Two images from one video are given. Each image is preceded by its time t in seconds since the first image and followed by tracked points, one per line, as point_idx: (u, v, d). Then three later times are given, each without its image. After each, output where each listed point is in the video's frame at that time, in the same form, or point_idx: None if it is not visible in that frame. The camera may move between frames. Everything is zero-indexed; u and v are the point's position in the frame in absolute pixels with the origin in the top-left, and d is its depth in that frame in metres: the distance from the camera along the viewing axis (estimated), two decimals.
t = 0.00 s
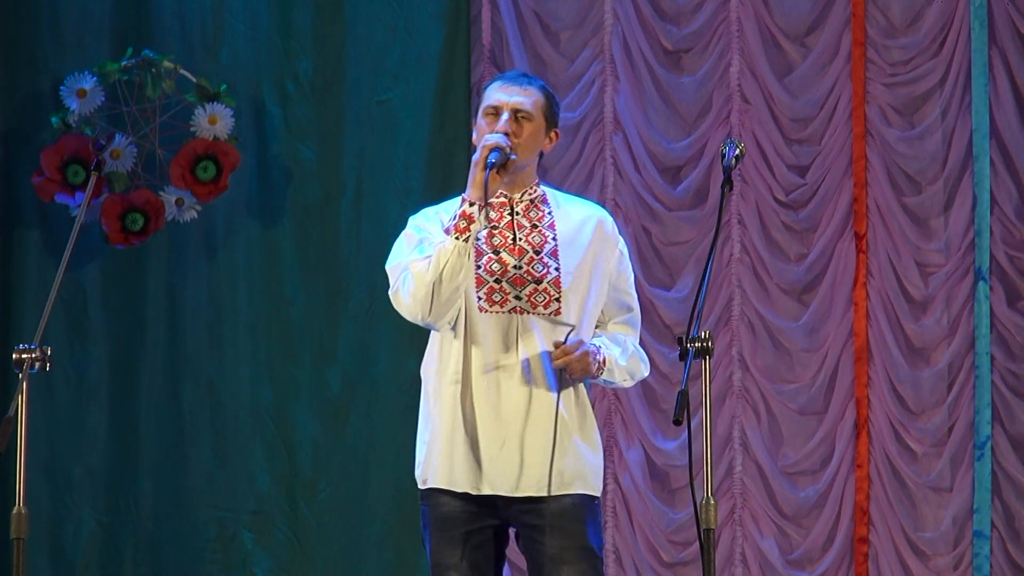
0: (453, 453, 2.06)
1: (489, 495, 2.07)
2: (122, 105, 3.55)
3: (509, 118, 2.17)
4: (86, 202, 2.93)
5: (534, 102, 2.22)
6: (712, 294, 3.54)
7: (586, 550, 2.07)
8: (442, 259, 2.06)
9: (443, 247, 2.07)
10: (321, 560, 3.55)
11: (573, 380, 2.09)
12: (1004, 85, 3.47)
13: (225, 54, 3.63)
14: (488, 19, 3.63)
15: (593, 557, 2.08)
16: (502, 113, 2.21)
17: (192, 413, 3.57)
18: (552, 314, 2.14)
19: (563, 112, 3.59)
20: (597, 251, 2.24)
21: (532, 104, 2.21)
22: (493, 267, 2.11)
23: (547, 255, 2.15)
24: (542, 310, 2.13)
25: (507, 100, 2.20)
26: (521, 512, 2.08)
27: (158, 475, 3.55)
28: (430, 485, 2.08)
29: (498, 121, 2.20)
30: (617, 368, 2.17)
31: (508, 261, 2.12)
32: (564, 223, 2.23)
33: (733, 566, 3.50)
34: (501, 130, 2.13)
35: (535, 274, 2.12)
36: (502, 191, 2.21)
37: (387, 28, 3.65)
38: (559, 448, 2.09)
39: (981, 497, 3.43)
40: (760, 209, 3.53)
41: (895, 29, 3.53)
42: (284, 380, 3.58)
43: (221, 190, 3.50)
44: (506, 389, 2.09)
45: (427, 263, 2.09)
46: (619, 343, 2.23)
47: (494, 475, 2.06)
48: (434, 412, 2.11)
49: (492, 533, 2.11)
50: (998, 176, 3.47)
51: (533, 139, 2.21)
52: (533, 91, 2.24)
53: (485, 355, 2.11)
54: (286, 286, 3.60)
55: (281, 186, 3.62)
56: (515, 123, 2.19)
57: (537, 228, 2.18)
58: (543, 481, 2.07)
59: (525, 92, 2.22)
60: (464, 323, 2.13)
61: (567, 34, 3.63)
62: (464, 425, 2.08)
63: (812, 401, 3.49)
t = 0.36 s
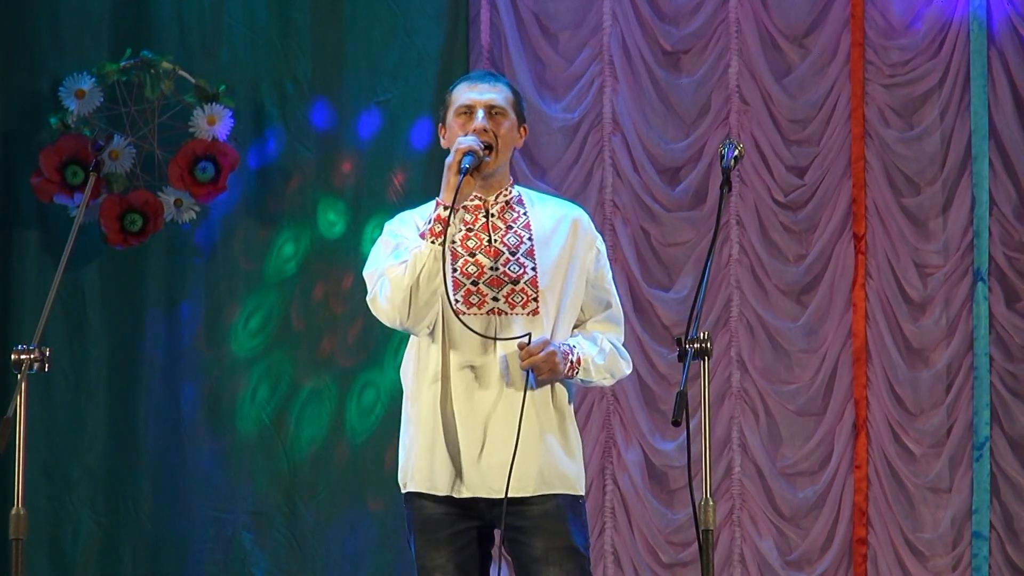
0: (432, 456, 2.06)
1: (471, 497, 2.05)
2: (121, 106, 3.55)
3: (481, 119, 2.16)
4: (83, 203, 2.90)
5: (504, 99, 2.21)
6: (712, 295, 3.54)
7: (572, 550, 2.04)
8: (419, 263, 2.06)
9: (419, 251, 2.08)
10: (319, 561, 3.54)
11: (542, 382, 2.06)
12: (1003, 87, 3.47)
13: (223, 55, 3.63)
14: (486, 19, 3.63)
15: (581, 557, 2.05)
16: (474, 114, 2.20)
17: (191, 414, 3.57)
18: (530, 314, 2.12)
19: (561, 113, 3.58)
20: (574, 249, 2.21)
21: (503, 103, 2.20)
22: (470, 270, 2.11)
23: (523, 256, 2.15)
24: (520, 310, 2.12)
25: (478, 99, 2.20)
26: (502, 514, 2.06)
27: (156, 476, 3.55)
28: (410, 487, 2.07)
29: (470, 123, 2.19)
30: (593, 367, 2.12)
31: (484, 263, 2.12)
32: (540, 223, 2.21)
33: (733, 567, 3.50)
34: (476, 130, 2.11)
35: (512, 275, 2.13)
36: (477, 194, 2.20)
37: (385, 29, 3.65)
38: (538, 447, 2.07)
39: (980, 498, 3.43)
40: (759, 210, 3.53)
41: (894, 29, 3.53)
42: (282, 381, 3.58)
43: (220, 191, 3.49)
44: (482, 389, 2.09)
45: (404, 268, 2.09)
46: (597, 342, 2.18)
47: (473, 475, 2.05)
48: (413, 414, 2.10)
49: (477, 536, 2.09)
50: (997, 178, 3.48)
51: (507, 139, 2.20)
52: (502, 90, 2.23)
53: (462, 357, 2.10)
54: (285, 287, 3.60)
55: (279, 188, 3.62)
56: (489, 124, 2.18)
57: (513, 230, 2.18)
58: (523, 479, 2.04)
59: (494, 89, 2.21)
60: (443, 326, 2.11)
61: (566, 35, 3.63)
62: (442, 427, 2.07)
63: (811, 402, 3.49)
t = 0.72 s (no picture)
0: (425, 458, 2.06)
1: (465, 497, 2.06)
2: (119, 106, 3.57)
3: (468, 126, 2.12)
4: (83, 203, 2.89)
5: (488, 102, 2.16)
6: (710, 296, 3.53)
7: (565, 555, 2.03)
8: (416, 270, 2.06)
9: (413, 257, 2.08)
10: (318, 562, 3.55)
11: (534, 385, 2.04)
12: (1001, 87, 3.48)
13: (221, 55, 3.63)
14: (484, 20, 3.62)
15: (573, 561, 2.04)
16: (460, 120, 2.16)
17: (189, 414, 3.57)
18: (523, 310, 2.12)
19: (559, 113, 3.59)
20: (564, 246, 2.20)
21: (487, 106, 2.16)
22: (461, 269, 2.11)
23: (514, 253, 2.14)
24: (514, 307, 2.11)
25: (460, 106, 2.15)
26: (496, 513, 2.07)
27: (155, 476, 3.55)
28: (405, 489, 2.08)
29: (456, 129, 2.16)
30: (587, 367, 2.11)
31: (474, 262, 2.11)
32: (529, 221, 2.19)
33: (730, 568, 3.50)
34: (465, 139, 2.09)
35: (503, 272, 2.12)
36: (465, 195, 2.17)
37: (384, 29, 3.65)
38: (533, 445, 2.06)
39: (978, 497, 3.44)
40: (757, 210, 3.53)
41: (892, 30, 3.53)
42: (281, 381, 3.58)
43: (218, 191, 3.57)
44: (475, 393, 2.09)
45: (400, 275, 2.09)
46: (589, 341, 2.17)
47: (467, 475, 2.04)
48: (407, 416, 2.11)
49: (473, 536, 2.10)
50: (995, 177, 3.48)
51: (495, 141, 2.16)
52: (484, 91, 2.18)
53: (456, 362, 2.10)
54: (283, 287, 3.60)
55: (278, 188, 3.62)
56: (475, 129, 2.14)
57: (502, 228, 2.16)
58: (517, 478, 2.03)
59: (476, 93, 2.16)
60: (439, 333, 2.12)
61: (564, 34, 3.62)
62: (435, 429, 2.08)
63: (809, 402, 3.49)
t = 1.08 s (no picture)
0: (423, 459, 2.05)
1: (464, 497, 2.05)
2: (117, 107, 3.54)
3: (462, 126, 2.12)
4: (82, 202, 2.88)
5: (482, 102, 2.16)
6: (708, 296, 3.54)
7: (564, 554, 2.02)
8: (411, 269, 2.07)
9: (408, 257, 2.10)
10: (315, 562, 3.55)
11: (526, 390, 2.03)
12: (998, 88, 3.47)
13: (219, 56, 3.64)
14: (482, 21, 3.64)
15: (572, 560, 2.03)
16: (454, 121, 2.15)
17: (187, 415, 3.57)
18: (520, 311, 2.10)
19: (558, 114, 3.59)
20: (561, 247, 2.19)
21: (481, 106, 2.15)
22: (458, 270, 2.12)
23: (510, 254, 2.14)
24: (510, 307, 2.10)
25: (454, 106, 2.15)
26: (494, 513, 2.06)
27: (153, 477, 3.55)
28: (403, 490, 2.08)
29: (450, 129, 2.15)
30: (585, 368, 2.09)
31: (471, 263, 2.12)
32: (527, 222, 2.19)
33: (728, 569, 3.49)
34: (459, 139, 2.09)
35: (500, 273, 2.12)
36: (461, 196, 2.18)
37: (382, 30, 3.64)
38: (531, 446, 2.05)
39: (976, 499, 3.43)
40: (755, 210, 3.53)
41: (890, 31, 3.53)
42: (279, 382, 3.59)
43: (216, 192, 3.53)
44: (473, 396, 2.07)
45: (394, 276, 2.10)
46: (587, 341, 2.15)
47: (466, 476, 2.04)
48: (405, 417, 2.10)
49: (471, 537, 2.09)
50: (993, 178, 3.48)
51: (489, 141, 2.16)
52: (478, 91, 2.17)
53: (453, 364, 2.09)
54: (281, 288, 3.60)
55: (275, 190, 3.62)
56: (469, 129, 2.14)
57: (499, 229, 2.17)
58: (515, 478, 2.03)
59: (470, 93, 2.16)
60: (434, 335, 2.11)
61: (562, 35, 3.62)
62: (434, 430, 2.07)
63: (807, 403, 3.49)
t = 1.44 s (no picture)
0: (425, 462, 2.05)
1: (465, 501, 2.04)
2: (115, 109, 3.53)
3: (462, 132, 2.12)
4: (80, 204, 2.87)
5: (482, 107, 2.16)
6: (705, 299, 3.54)
7: (564, 560, 2.02)
8: (412, 278, 2.05)
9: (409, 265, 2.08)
10: (315, 564, 3.58)
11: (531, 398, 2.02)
12: (996, 92, 3.47)
13: (216, 57, 3.63)
14: (480, 22, 3.70)
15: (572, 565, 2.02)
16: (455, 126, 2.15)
17: (185, 418, 3.57)
18: (524, 314, 2.10)
19: (556, 117, 3.60)
20: (566, 250, 2.20)
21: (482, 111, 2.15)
22: (461, 273, 2.12)
23: (515, 258, 2.14)
24: (515, 311, 2.10)
25: (454, 110, 2.15)
26: (496, 516, 2.04)
27: (151, 480, 3.54)
28: (405, 493, 2.07)
29: (452, 135, 2.15)
30: (590, 370, 2.10)
31: (476, 267, 2.12)
32: (532, 226, 2.20)
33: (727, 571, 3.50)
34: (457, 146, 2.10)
35: (504, 276, 2.12)
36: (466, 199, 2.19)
37: (380, 35, 3.68)
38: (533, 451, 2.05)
39: (974, 502, 3.43)
40: (753, 213, 3.53)
41: (888, 33, 3.53)
42: (277, 385, 3.60)
43: (214, 195, 3.51)
44: (476, 401, 2.06)
45: (394, 284, 2.09)
46: (591, 343, 2.17)
47: (467, 481, 2.02)
48: (407, 421, 2.10)
49: (473, 539, 2.08)
50: (991, 182, 3.48)
51: (491, 146, 2.16)
52: (479, 95, 2.17)
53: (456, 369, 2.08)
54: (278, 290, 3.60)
55: (273, 193, 3.62)
56: (470, 135, 2.14)
57: (504, 232, 2.17)
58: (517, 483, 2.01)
59: (472, 98, 2.15)
60: (437, 340, 2.10)
61: (560, 38, 3.65)
62: (435, 434, 2.06)
63: (805, 405, 3.49)
